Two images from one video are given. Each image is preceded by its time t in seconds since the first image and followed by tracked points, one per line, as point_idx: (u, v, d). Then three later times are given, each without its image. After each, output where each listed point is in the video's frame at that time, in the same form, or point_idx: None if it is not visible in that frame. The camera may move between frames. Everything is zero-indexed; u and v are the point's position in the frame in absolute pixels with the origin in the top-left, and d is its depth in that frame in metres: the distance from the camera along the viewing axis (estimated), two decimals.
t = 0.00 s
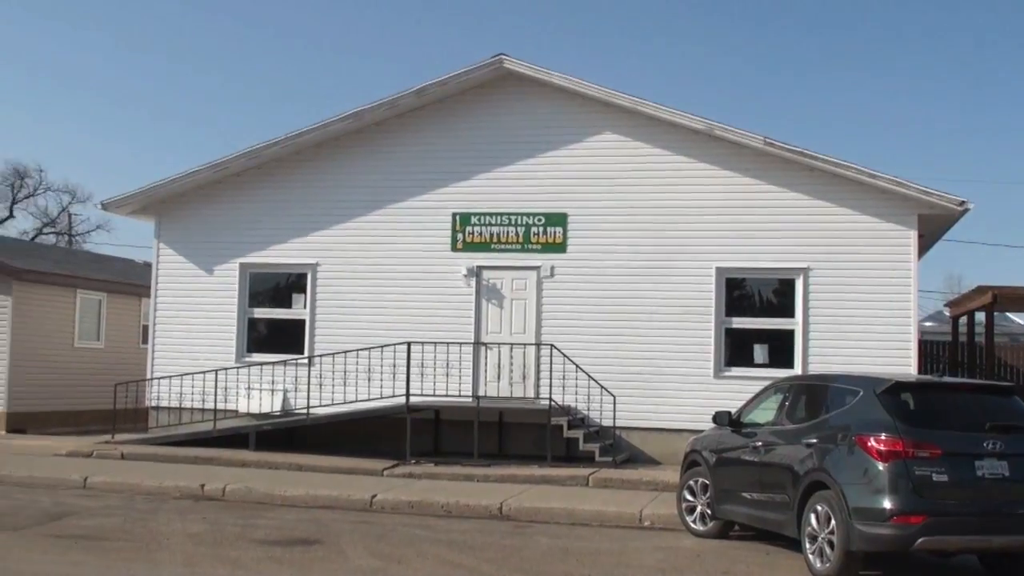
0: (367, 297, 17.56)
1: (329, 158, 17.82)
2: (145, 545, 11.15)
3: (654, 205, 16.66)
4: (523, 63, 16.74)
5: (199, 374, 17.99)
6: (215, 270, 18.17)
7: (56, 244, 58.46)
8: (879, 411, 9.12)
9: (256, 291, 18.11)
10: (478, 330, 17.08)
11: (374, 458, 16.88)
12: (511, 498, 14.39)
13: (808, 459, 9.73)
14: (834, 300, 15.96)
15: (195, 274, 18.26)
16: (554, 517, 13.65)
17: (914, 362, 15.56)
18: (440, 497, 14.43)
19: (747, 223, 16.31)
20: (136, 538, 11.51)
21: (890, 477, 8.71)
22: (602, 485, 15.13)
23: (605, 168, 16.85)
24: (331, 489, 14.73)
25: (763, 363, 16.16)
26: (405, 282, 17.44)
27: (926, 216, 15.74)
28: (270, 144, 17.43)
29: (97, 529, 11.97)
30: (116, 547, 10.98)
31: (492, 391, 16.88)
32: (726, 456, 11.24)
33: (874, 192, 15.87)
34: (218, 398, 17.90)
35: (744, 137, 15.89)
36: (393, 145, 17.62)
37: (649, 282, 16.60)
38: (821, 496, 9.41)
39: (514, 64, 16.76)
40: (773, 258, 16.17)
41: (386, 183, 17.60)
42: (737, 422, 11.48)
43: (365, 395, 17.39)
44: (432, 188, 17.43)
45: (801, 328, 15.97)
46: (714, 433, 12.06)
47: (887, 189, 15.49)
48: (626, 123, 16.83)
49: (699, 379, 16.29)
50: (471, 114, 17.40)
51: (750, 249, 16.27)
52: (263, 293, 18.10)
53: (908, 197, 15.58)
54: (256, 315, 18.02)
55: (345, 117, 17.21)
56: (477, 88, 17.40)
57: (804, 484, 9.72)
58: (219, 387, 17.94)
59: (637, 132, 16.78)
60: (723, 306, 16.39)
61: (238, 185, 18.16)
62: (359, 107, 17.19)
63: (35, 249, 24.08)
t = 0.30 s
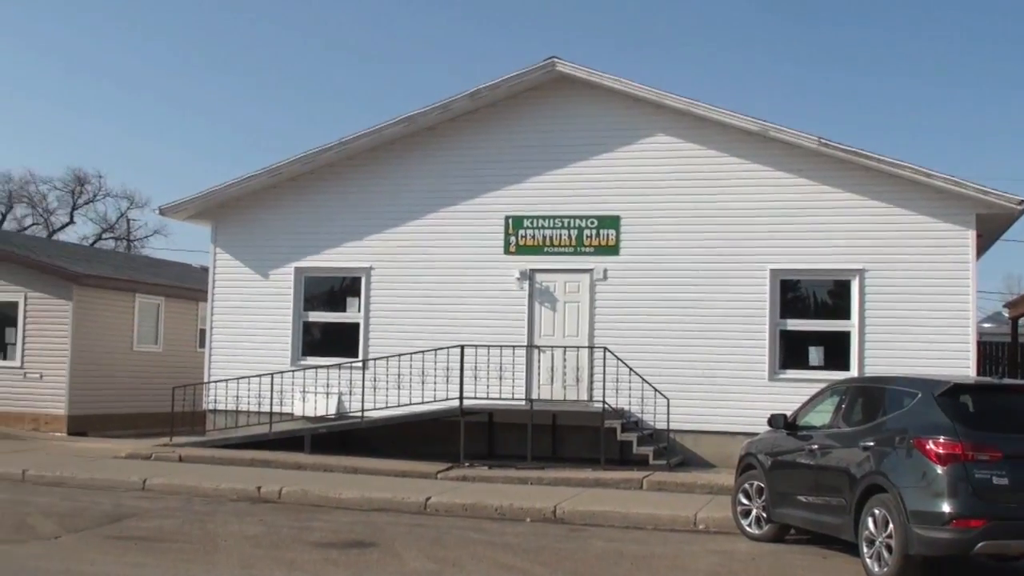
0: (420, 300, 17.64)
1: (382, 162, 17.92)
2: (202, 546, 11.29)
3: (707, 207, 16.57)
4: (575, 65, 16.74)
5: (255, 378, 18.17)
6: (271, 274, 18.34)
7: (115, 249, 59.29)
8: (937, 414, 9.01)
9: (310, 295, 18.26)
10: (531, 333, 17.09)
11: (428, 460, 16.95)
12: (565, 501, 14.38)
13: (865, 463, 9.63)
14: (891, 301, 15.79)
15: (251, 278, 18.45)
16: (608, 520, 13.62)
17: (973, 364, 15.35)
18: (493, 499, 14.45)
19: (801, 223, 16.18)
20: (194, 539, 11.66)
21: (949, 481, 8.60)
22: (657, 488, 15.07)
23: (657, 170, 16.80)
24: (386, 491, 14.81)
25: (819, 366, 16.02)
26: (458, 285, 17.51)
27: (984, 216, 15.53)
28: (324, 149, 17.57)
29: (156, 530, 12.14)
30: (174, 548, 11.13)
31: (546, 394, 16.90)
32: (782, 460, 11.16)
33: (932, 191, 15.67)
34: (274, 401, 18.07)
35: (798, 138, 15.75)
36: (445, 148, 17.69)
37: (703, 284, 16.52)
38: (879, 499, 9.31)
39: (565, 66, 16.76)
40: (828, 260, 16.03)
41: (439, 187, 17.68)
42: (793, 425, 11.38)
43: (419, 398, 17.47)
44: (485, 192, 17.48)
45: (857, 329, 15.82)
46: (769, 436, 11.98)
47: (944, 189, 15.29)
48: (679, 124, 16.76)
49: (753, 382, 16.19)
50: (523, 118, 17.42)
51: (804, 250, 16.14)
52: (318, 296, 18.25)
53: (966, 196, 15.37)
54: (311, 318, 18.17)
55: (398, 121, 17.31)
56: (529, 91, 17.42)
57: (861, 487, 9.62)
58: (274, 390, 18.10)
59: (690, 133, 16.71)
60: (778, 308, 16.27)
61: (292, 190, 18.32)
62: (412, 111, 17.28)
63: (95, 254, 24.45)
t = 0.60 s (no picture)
0: (471, 302, 17.69)
1: (434, 164, 18.00)
2: (256, 545, 11.40)
3: (759, 208, 16.48)
4: (626, 66, 16.71)
5: (307, 378, 18.31)
6: (323, 276, 18.47)
7: (170, 250, 59.98)
8: (994, 418, 8.91)
9: (362, 296, 18.38)
10: (582, 335, 17.08)
11: (478, 461, 16.99)
12: (615, 503, 14.35)
13: (919, 467, 9.53)
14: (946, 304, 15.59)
15: (303, 279, 18.59)
16: (659, 523, 13.57)
17: None
18: (544, 501, 14.45)
19: (855, 225, 16.03)
20: (248, 539, 11.77)
21: (1006, 486, 8.50)
22: (707, 491, 15.00)
23: (709, 171, 16.72)
24: (437, 492, 14.86)
25: (872, 369, 15.86)
26: (509, 287, 17.53)
27: None
28: (375, 151, 17.68)
29: (210, 529, 12.27)
30: (228, 547, 11.24)
31: (596, 396, 16.88)
32: (835, 464, 11.07)
33: (988, 193, 15.46)
34: (325, 402, 18.20)
35: (852, 139, 15.59)
36: (495, 150, 17.73)
37: (754, 287, 16.42)
38: (933, 504, 9.21)
39: (616, 67, 16.73)
40: (882, 263, 15.87)
41: (490, 189, 17.72)
42: (846, 428, 11.29)
43: (469, 399, 17.51)
44: (536, 194, 17.50)
45: (911, 332, 15.65)
46: (821, 440, 11.88)
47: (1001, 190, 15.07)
48: (731, 125, 16.67)
49: (805, 385, 16.07)
50: (574, 119, 17.42)
51: (858, 252, 15.99)
52: (369, 298, 18.37)
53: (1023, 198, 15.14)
54: (362, 319, 18.29)
55: (449, 123, 17.37)
56: (580, 92, 17.41)
57: (915, 492, 9.53)
58: (326, 391, 18.23)
59: (742, 135, 16.61)
60: (831, 311, 16.14)
61: (344, 192, 18.46)
62: (463, 114, 17.34)
63: (150, 255, 24.76)
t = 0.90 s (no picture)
0: (521, 304, 17.72)
1: (484, 167, 18.06)
2: (308, 545, 11.48)
3: (811, 210, 16.36)
4: (677, 68, 16.67)
5: (358, 380, 18.42)
6: (373, 278, 18.57)
7: (223, 253, 60.59)
8: None
9: (412, 298, 18.47)
10: (632, 338, 17.05)
11: (528, 464, 17.00)
12: (665, 506, 14.31)
13: (974, 473, 9.43)
14: (1002, 308, 15.38)
15: (354, 281, 18.71)
16: (709, 527, 13.52)
17: None
18: (593, 504, 14.44)
19: (909, 228, 15.87)
20: (300, 538, 11.86)
21: None
22: (758, 495, 14.91)
23: (760, 174, 16.63)
24: (486, 494, 14.90)
25: (926, 373, 15.69)
26: (559, 289, 17.55)
27: None
28: (425, 153, 17.78)
29: (263, 528, 12.38)
30: (280, 547, 11.34)
31: (646, 399, 16.84)
32: (887, 469, 10.96)
33: None
34: (376, 403, 18.30)
35: (906, 141, 15.44)
36: (545, 153, 17.76)
37: (806, 290, 16.31)
38: (988, 511, 9.11)
39: (667, 70, 16.69)
40: (937, 266, 15.68)
41: (540, 191, 17.74)
42: (899, 433, 11.18)
43: (519, 402, 17.53)
44: (586, 196, 17.49)
45: (966, 336, 15.45)
46: (874, 445, 11.77)
47: None
48: (783, 127, 16.57)
49: (857, 389, 15.93)
50: (625, 122, 17.40)
51: (912, 255, 15.82)
52: (419, 299, 18.45)
53: None
54: (412, 321, 18.38)
55: (500, 126, 17.42)
56: (630, 95, 17.39)
57: (970, 498, 9.42)
58: (377, 392, 18.33)
59: (794, 137, 16.50)
60: (883, 314, 15.99)
61: (395, 195, 18.56)
62: (514, 116, 17.38)
63: (204, 257, 25.03)
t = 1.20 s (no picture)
0: (570, 305, 17.71)
1: (534, 169, 18.08)
2: (359, 545, 11.55)
3: (865, 211, 16.20)
4: (728, 69, 16.58)
5: (408, 381, 18.50)
6: (423, 280, 18.65)
7: (274, 255, 61.07)
8: None
9: (462, 299, 18.52)
10: (682, 340, 16.99)
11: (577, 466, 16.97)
12: (716, 509, 14.23)
13: None
14: None
15: (404, 282, 18.79)
16: (760, 531, 13.42)
17: None
18: (643, 506, 14.39)
19: (964, 229, 15.66)
20: (351, 538, 11.92)
21: None
22: (810, 498, 14.79)
23: (812, 174, 16.50)
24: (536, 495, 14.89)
25: (981, 376, 15.47)
26: (609, 291, 17.52)
27: None
28: (475, 155, 17.83)
29: (315, 528, 12.46)
30: (332, 546, 11.41)
31: (697, 401, 16.76)
32: (942, 473, 10.83)
33: None
34: (426, 404, 18.37)
35: (961, 141, 15.24)
36: (595, 155, 17.73)
37: (859, 292, 16.16)
38: None
39: (718, 70, 16.61)
40: (992, 268, 15.44)
41: (591, 193, 17.73)
42: (955, 437, 11.04)
43: (568, 403, 17.52)
44: (636, 198, 17.45)
45: (1022, 339, 15.20)
46: (929, 449, 11.63)
47: None
48: (835, 128, 16.43)
49: (911, 392, 15.75)
50: (675, 123, 17.34)
51: (967, 257, 15.61)
52: (469, 301, 18.50)
53: None
54: (462, 323, 18.42)
55: (550, 128, 17.43)
56: (681, 96, 17.33)
57: None
58: (427, 393, 18.41)
59: (846, 138, 16.36)
60: (938, 317, 15.80)
61: (445, 197, 18.64)
62: (564, 118, 17.38)
63: (256, 259, 25.25)
